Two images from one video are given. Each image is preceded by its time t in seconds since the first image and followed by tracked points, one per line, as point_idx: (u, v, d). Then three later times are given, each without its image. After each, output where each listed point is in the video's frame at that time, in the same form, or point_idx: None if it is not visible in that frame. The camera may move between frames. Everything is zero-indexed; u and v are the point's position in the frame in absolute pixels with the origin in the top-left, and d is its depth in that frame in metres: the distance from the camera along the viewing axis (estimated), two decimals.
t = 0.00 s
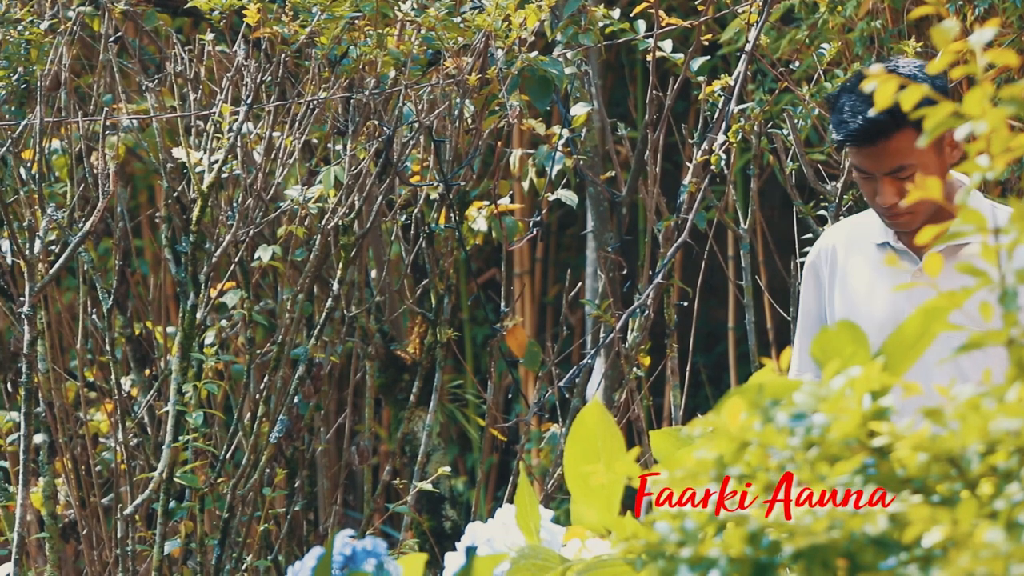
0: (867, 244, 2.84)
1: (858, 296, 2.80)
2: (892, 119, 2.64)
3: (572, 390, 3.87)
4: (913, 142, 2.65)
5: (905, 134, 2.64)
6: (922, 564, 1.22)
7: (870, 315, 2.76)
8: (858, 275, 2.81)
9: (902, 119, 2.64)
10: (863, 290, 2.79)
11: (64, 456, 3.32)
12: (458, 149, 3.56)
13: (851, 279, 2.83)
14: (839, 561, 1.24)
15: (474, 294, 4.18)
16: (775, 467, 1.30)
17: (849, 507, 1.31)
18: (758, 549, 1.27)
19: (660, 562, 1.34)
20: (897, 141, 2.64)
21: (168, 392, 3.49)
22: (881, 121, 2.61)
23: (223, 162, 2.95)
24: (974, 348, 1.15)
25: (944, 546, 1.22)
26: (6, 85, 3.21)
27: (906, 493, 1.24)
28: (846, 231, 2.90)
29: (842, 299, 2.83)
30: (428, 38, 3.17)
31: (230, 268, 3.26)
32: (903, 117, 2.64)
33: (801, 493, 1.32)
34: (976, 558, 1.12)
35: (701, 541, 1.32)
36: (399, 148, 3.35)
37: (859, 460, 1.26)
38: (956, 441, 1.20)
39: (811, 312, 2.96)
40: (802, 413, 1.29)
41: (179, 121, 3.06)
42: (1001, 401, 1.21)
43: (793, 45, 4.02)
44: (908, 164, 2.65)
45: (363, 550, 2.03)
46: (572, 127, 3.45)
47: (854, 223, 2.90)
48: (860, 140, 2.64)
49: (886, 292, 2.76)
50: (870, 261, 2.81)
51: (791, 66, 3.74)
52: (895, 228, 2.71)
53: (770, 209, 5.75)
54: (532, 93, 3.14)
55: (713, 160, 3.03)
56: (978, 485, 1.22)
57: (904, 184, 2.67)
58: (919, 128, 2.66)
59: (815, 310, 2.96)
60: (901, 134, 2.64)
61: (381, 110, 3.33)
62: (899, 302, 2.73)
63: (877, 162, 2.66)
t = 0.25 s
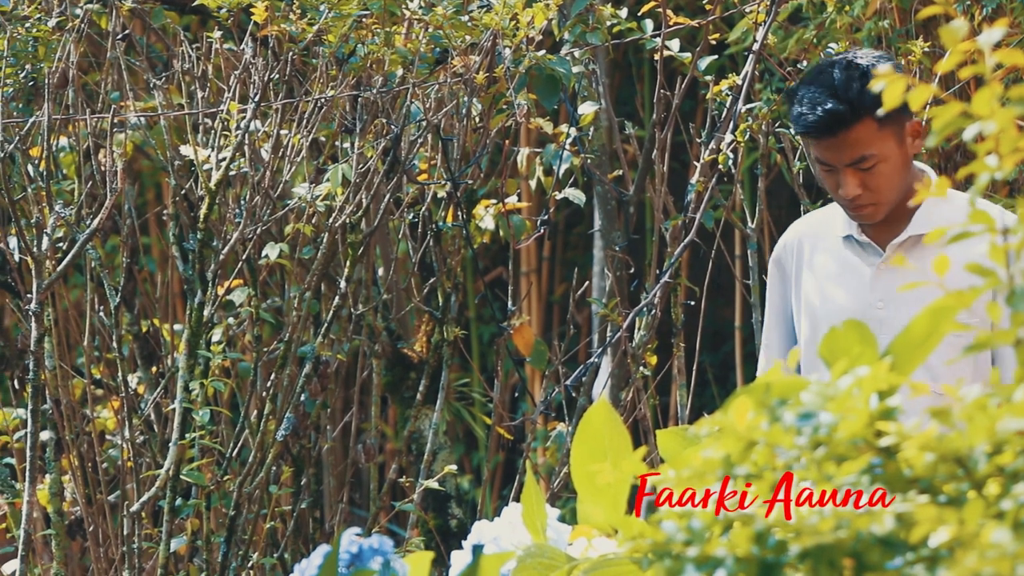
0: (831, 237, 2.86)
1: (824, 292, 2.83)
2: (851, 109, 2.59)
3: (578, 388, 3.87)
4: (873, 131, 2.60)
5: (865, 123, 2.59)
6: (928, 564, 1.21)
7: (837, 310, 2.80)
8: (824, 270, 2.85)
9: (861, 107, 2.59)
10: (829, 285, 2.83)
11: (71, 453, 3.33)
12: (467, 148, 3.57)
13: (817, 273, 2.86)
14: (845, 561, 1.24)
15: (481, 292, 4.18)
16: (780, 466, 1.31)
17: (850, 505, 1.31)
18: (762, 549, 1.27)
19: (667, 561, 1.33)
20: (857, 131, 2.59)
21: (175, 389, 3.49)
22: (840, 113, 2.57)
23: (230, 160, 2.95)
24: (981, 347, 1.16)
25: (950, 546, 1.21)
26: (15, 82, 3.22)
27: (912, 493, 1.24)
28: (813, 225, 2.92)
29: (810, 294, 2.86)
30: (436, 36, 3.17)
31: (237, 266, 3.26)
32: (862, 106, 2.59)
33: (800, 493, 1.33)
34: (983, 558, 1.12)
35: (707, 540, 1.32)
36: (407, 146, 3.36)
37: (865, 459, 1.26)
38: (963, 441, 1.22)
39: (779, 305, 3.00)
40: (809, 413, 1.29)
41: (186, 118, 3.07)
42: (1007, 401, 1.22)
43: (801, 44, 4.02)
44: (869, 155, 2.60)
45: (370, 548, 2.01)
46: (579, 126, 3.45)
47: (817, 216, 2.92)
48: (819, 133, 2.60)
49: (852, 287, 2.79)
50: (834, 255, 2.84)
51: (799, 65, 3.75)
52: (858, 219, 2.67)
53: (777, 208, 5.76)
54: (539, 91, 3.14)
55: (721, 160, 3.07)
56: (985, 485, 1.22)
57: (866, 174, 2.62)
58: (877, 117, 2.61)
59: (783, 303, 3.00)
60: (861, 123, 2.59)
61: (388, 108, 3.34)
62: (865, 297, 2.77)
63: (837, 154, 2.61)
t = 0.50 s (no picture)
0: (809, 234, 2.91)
1: (804, 288, 2.89)
2: (827, 101, 2.65)
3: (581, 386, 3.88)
4: (849, 124, 2.65)
5: (839, 116, 2.65)
6: (932, 562, 1.21)
7: (816, 305, 2.85)
8: (804, 267, 2.90)
9: (836, 99, 2.66)
10: (809, 281, 2.88)
11: (74, 451, 3.33)
12: (470, 145, 3.57)
13: (797, 270, 2.92)
14: (848, 558, 1.25)
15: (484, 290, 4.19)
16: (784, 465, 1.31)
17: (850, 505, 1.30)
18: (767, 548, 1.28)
19: (670, 558, 1.33)
20: (833, 123, 2.65)
21: (178, 387, 3.49)
22: (816, 104, 2.63)
23: (234, 158, 2.95)
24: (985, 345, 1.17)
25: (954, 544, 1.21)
26: (18, 79, 3.21)
27: (916, 490, 1.24)
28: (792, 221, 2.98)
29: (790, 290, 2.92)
30: (439, 34, 3.18)
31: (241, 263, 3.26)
32: (837, 99, 2.66)
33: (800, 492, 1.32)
34: (986, 555, 1.13)
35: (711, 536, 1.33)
36: (410, 144, 3.36)
37: (869, 457, 1.26)
38: (966, 439, 1.22)
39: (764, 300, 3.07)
40: (812, 411, 1.29)
41: (190, 116, 3.08)
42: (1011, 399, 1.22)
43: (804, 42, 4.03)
44: (845, 148, 2.65)
45: (373, 546, 2.00)
46: (583, 124, 3.46)
47: (796, 212, 2.98)
48: (796, 126, 2.65)
49: (831, 284, 2.84)
50: (814, 252, 2.90)
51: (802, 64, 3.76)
52: (837, 215, 2.70)
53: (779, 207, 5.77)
54: (543, 90, 3.15)
55: (724, 157, 3.11)
56: (988, 483, 1.23)
57: (843, 167, 2.66)
58: (853, 110, 2.66)
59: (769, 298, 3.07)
60: (836, 115, 2.65)
61: (392, 106, 3.35)
62: (843, 292, 2.82)
63: (813, 147, 2.66)
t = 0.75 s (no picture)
0: (788, 227, 2.91)
1: (784, 281, 2.88)
2: (807, 90, 2.65)
3: (584, 383, 3.88)
4: (828, 115, 2.65)
5: (819, 106, 2.65)
6: (937, 562, 1.20)
7: (795, 297, 2.85)
8: (784, 260, 2.90)
9: (816, 89, 2.66)
10: (789, 274, 2.88)
11: (78, 447, 3.33)
12: (474, 142, 3.58)
13: (776, 264, 2.91)
14: (853, 557, 1.25)
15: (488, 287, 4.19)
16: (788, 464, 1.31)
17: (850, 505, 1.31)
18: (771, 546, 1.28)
19: (675, 557, 1.34)
20: (813, 112, 2.64)
21: (182, 383, 3.49)
22: (796, 93, 2.62)
23: (239, 155, 2.95)
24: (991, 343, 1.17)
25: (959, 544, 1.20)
26: (23, 75, 3.21)
27: (920, 489, 1.24)
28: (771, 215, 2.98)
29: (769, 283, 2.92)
30: (445, 31, 3.18)
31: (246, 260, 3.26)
32: (816, 88, 2.65)
33: (800, 493, 1.32)
34: (991, 556, 1.11)
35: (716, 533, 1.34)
36: (415, 141, 3.36)
37: (874, 456, 1.26)
38: (971, 438, 1.21)
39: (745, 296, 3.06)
40: (817, 410, 1.29)
41: (195, 112, 3.08)
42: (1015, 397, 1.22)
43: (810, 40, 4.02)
44: (825, 138, 2.64)
45: (377, 543, 1.99)
46: (587, 121, 3.46)
47: (775, 206, 2.98)
48: (776, 114, 2.64)
49: (810, 276, 2.83)
50: (793, 245, 2.89)
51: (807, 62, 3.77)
52: (816, 206, 2.70)
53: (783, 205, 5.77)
54: (548, 87, 3.14)
55: (729, 155, 3.14)
56: (994, 483, 1.22)
57: (823, 157, 2.65)
58: (832, 100, 2.66)
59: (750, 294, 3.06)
60: (816, 105, 2.65)
61: (397, 103, 3.35)
62: (823, 284, 2.81)
63: (793, 136, 2.66)
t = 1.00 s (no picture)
0: (775, 223, 2.90)
1: (771, 277, 2.86)
2: (802, 82, 2.65)
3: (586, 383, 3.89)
4: (823, 107, 2.65)
5: (814, 98, 2.65)
6: (940, 562, 1.20)
7: (783, 293, 2.82)
8: (771, 256, 2.88)
9: (811, 81, 2.66)
10: (776, 270, 2.86)
11: (80, 446, 3.33)
12: (477, 142, 3.58)
13: (764, 260, 2.89)
14: (856, 556, 1.25)
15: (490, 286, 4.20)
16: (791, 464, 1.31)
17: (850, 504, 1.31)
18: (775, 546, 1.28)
19: (678, 557, 1.34)
20: (807, 105, 2.64)
21: (184, 382, 3.50)
22: (791, 84, 2.62)
23: (242, 153, 2.96)
24: (992, 343, 1.18)
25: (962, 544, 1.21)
26: (26, 74, 3.21)
27: (924, 489, 1.24)
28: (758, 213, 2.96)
29: (757, 280, 2.89)
30: (447, 30, 3.19)
31: (248, 259, 3.26)
32: (812, 81, 2.66)
33: (799, 493, 1.31)
34: (994, 556, 1.12)
35: (720, 533, 1.34)
36: (418, 140, 3.37)
37: (876, 456, 1.26)
38: (974, 438, 1.22)
39: (732, 295, 3.03)
40: (820, 410, 1.29)
41: (198, 111, 3.09)
42: (1017, 397, 1.23)
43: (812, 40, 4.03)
44: (818, 131, 2.65)
45: (380, 543, 1.98)
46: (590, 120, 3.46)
47: (761, 204, 2.96)
48: (770, 105, 2.64)
49: (798, 271, 2.82)
50: (781, 241, 2.88)
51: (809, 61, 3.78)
52: (806, 199, 2.70)
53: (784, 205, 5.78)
54: (550, 86, 3.15)
55: (731, 155, 3.16)
56: (997, 482, 1.23)
57: (815, 151, 2.66)
58: (826, 93, 2.67)
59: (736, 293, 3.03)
60: (811, 97, 2.65)
61: (399, 102, 3.35)
62: (811, 278, 2.79)
63: (786, 128, 2.66)
